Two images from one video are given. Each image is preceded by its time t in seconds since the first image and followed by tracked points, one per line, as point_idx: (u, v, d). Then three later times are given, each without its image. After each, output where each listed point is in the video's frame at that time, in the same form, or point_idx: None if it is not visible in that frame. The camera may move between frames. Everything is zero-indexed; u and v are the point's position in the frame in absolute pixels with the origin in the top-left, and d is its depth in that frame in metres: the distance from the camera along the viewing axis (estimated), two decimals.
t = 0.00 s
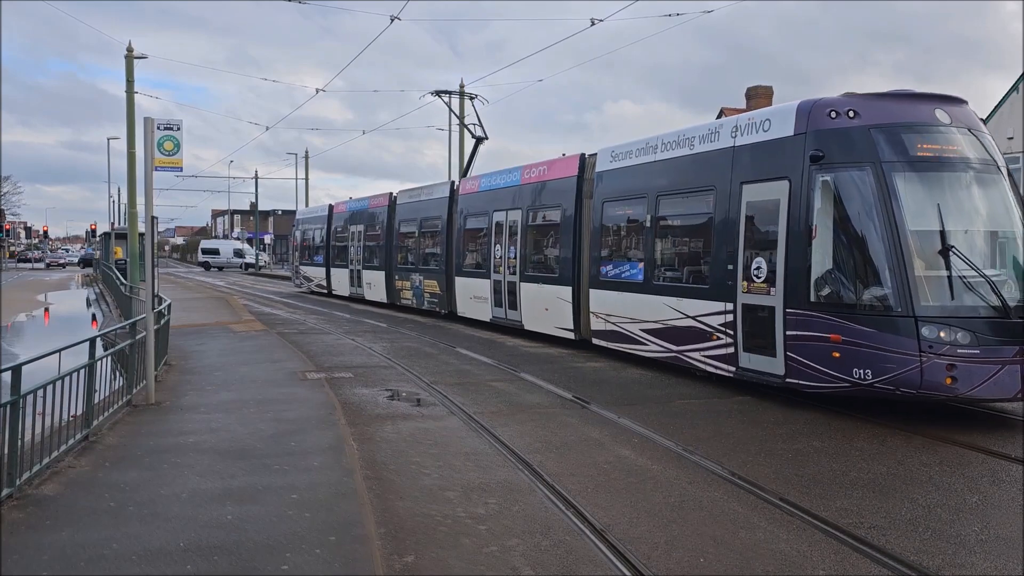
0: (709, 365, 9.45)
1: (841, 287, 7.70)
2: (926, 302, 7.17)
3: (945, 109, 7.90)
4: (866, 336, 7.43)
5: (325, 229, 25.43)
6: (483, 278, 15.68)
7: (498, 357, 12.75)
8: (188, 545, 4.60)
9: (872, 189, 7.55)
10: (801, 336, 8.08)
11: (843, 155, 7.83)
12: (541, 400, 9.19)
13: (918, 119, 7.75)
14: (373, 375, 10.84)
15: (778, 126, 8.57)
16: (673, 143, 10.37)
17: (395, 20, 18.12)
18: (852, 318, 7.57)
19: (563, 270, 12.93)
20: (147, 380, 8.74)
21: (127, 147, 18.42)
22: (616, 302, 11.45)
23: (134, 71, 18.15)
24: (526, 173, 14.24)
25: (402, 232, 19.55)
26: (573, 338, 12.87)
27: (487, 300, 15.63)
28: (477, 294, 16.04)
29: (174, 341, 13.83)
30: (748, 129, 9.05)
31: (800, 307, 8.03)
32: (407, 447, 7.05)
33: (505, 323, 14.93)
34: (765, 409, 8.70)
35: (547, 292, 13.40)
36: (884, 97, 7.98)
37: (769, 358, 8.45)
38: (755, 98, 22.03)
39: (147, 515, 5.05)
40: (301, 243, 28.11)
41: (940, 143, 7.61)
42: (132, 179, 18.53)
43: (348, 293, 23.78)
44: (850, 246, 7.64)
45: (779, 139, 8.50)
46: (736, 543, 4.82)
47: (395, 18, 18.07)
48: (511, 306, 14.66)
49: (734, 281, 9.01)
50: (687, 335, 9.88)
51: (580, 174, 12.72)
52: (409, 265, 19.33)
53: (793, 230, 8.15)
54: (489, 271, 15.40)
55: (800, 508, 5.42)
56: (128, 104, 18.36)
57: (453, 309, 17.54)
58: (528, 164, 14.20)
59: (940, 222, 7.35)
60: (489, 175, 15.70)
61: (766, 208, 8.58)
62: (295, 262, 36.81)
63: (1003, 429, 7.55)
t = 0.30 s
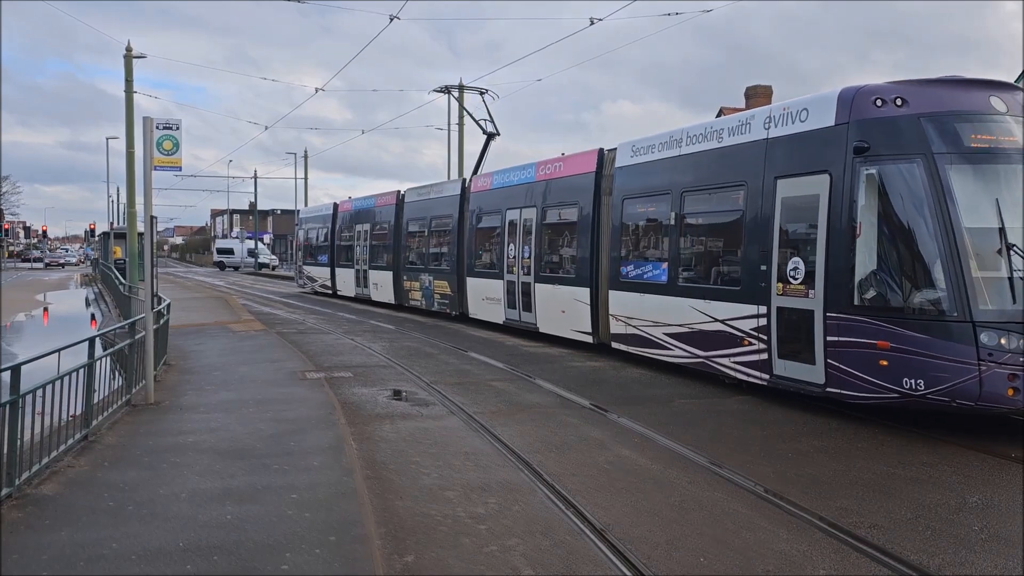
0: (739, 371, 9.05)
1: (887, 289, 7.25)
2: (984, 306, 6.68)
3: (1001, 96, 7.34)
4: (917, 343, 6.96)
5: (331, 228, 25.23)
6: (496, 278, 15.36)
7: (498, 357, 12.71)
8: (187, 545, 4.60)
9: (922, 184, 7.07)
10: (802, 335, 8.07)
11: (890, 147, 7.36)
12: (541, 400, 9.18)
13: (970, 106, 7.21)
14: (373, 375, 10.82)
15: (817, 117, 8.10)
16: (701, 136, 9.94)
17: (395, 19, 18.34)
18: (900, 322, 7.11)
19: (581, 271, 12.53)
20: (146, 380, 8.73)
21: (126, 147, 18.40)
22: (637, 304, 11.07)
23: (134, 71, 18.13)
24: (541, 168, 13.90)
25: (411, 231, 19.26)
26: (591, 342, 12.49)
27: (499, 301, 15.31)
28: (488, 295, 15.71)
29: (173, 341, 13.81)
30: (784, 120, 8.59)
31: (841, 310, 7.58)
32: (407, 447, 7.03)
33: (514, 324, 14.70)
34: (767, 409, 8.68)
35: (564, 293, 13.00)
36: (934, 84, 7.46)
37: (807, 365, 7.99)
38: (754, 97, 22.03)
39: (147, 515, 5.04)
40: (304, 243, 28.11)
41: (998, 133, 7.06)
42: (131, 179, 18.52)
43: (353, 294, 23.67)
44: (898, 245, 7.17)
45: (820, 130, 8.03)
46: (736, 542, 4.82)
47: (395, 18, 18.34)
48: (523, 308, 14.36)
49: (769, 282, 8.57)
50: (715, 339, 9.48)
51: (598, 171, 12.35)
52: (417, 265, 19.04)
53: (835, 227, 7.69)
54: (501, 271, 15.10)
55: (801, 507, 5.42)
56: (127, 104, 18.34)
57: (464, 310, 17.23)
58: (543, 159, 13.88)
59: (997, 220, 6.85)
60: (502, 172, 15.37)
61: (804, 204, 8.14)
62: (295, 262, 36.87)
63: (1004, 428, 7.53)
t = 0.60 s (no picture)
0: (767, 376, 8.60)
1: (942, 291, 6.75)
2: None
3: None
4: (976, 351, 6.47)
5: (337, 228, 25.01)
6: (510, 278, 15.02)
7: (499, 356, 12.68)
8: (186, 544, 4.59)
9: (981, 177, 6.54)
10: (803, 335, 8.04)
11: (943, 136, 6.81)
12: (541, 399, 9.17)
13: None
14: (372, 374, 10.80)
15: (861, 103, 7.56)
16: (729, 127, 9.43)
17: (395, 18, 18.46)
18: (956, 327, 6.61)
19: (599, 271, 12.10)
20: (146, 380, 8.74)
21: (126, 146, 18.38)
22: (655, 305, 10.68)
23: (133, 71, 18.11)
24: (558, 164, 13.57)
25: (420, 229, 18.98)
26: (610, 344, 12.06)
27: (513, 301, 14.98)
28: (502, 295, 15.37)
29: (172, 341, 13.82)
30: (822, 108, 8.06)
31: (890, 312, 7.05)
32: (407, 447, 7.01)
33: (527, 325, 14.43)
34: (768, 409, 8.65)
35: (581, 295, 12.59)
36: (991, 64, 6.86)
37: (848, 374, 7.48)
38: (754, 96, 22.04)
39: (146, 515, 5.04)
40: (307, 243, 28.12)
41: None
42: (131, 178, 18.51)
43: (359, 294, 23.47)
44: (955, 243, 6.66)
45: (864, 118, 7.49)
46: (734, 541, 4.82)
47: (395, 16, 18.46)
48: (538, 308, 14.05)
49: (805, 283, 8.05)
50: (740, 342, 9.05)
51: (618, 166, 11.97)
52: (427, 264, 18.76)
53: (882, 224, 7.17)
54: (515, 271, 14.79)
55: (800, 506, 5.43)
56: (127, 103, 18.33)
57: (477, 311, 16.92)
58: (560, 155, 13.54)
59: None
60: (516, 168, 15.04)
61: (847, 199, 7.61)
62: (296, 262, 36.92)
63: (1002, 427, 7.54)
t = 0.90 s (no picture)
0: (807, 383, 8.05)
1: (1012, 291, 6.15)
2: None
3: None
4: None
5: (343, 226, 24.58)
6: (526, 278, 14.45)
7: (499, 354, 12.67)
8: (185, 542, 4.59)
9: None
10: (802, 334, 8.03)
11: (1015, 119, 6.21)
12: (540, 398, 9.16)
13: None
14: (371, 372, 10.79)
15: (915, 86, 6.97)
16: (766, 116, 8.83)
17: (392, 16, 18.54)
18: None
19: (623, 270, 11.53)
20: (144, 378, 8.71)
21: (124, 144, 18.36)
22: (681, 307, 10.16)
23: (132, 69, 18.10)
24: (577, 158, 13.01)
25: (430, 227, 18.46)
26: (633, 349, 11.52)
27: (530, 302, 14.42)
28: (518, 296, 14.81)
29: (170, 339, 13.80)
30: (871, 92, 7.45)
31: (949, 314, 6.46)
32: (407, 445, 7.00)
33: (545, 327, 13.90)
34: (769, 408, 8.63)
35: (602, 296, 12.06)
36: None
37: (901, 384, 6.88)
38: (752, 95, 22.02)
39: (144, 513, 5.03)
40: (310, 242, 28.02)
41: None
42: (129, 177, 18.48)
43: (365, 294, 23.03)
44: None
45: (917, 103, 6.91)
46: (734, 539, 4.82)
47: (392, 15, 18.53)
48: (555, 309, 13.50)
49: (852, 284, 7.44)
50: (776, 347, 8.50)
51: (642, 160, 11.44)
52: (438, 263, 18.23)
53: (943, 217, 6.57)
54: (532, 270, 14.22)
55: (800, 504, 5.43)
56: (125, 101, 18.30)
57: (491, 312, 16.35)
58: (579, 148, 12.99)
59: None
60: (532, 162, 14.49)
61: (900, 190, 7.00)
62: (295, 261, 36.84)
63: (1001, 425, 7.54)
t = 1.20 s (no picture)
0: (851, 393, 7.46)
1: None
2: None
3: None
4: None
5: (349, 224, 24.22)
6: (540, 277, 13.92)
7: (497, 352, 12.68)
8: (184, 541, 4.58)
9: None
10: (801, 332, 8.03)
11: None
12: (539, 396, 9.15)
13: None
14: (370, 370, 10.79)
15: (975, 68, 6.35)
16: (802, 104, 8.23)
17: (391, 15, 18.48)
18: None
19: (644, 269, 10.96)
20: (143, 377, 8.70)
21: (123, 143, 18.32)
22: (707, 309, 9.57)
23: (130, 67, 18.07)
24: (595, 151, 12.45)
25: (439, 225, 18.00)
26: (655, 353, 10.94)
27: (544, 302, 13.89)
28: (532, 296, 14.27)
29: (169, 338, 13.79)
30: (923, 76, 6.84)
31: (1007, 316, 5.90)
32: (405, 443, 7.00)
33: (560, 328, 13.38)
34: (768, 405, 8.63)
35: (621, 297, 11.48)
36: None
37: (957, 395, 6.27)
38: (752, 92, 21.98)
39: (143, 512, 5.03)
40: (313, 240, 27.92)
41: None
42: (127, 176, 18.46)
43: (372, 293, 22.61)
44: None
45: (979, 85, 6.29)
46: (733, 536, 4.82)
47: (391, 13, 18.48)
48: (570, 310, 12.98)
49: (903, 285, 6.84)
50: (815, 353, 7.92)
51: (664, 153, 10.83)
52: (447, 262, 17.76)
53: (1009, 212, 5.95)
54: (546, 269, 13.67)
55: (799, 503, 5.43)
56: (123, 100, 18.28)
57: (503, 311, 15.84)
58: (597, 141, 12.43)
59: None
60: (546, 157, 13.94)
61: (958, 182, 6.40)
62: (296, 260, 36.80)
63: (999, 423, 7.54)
